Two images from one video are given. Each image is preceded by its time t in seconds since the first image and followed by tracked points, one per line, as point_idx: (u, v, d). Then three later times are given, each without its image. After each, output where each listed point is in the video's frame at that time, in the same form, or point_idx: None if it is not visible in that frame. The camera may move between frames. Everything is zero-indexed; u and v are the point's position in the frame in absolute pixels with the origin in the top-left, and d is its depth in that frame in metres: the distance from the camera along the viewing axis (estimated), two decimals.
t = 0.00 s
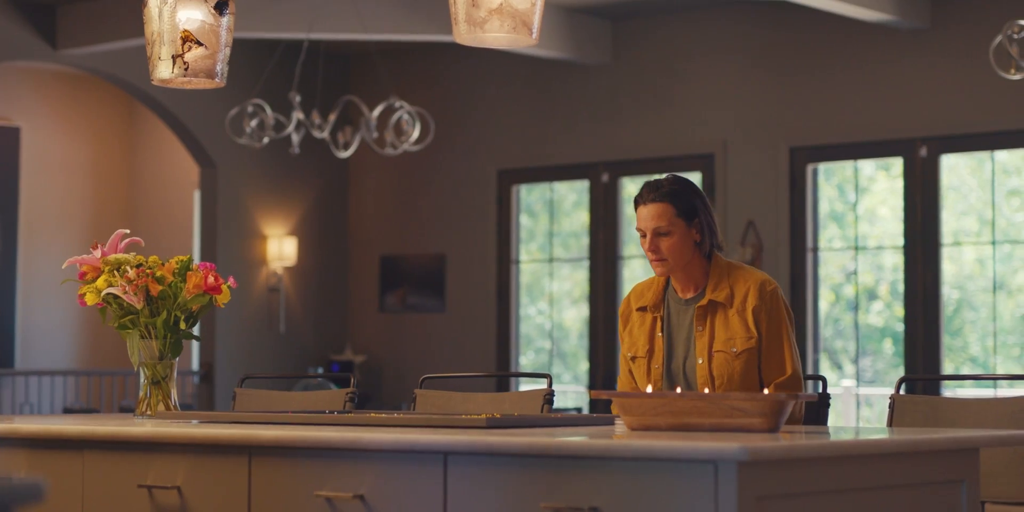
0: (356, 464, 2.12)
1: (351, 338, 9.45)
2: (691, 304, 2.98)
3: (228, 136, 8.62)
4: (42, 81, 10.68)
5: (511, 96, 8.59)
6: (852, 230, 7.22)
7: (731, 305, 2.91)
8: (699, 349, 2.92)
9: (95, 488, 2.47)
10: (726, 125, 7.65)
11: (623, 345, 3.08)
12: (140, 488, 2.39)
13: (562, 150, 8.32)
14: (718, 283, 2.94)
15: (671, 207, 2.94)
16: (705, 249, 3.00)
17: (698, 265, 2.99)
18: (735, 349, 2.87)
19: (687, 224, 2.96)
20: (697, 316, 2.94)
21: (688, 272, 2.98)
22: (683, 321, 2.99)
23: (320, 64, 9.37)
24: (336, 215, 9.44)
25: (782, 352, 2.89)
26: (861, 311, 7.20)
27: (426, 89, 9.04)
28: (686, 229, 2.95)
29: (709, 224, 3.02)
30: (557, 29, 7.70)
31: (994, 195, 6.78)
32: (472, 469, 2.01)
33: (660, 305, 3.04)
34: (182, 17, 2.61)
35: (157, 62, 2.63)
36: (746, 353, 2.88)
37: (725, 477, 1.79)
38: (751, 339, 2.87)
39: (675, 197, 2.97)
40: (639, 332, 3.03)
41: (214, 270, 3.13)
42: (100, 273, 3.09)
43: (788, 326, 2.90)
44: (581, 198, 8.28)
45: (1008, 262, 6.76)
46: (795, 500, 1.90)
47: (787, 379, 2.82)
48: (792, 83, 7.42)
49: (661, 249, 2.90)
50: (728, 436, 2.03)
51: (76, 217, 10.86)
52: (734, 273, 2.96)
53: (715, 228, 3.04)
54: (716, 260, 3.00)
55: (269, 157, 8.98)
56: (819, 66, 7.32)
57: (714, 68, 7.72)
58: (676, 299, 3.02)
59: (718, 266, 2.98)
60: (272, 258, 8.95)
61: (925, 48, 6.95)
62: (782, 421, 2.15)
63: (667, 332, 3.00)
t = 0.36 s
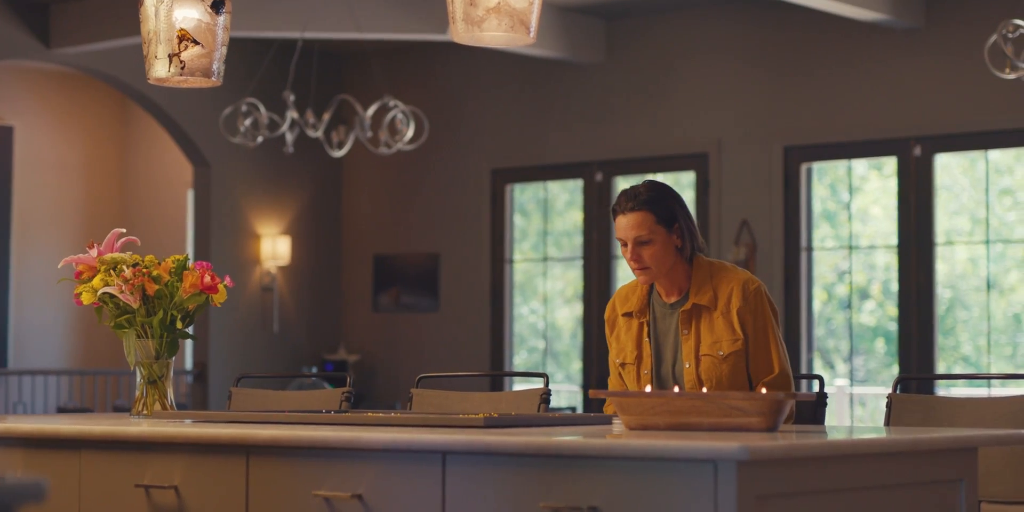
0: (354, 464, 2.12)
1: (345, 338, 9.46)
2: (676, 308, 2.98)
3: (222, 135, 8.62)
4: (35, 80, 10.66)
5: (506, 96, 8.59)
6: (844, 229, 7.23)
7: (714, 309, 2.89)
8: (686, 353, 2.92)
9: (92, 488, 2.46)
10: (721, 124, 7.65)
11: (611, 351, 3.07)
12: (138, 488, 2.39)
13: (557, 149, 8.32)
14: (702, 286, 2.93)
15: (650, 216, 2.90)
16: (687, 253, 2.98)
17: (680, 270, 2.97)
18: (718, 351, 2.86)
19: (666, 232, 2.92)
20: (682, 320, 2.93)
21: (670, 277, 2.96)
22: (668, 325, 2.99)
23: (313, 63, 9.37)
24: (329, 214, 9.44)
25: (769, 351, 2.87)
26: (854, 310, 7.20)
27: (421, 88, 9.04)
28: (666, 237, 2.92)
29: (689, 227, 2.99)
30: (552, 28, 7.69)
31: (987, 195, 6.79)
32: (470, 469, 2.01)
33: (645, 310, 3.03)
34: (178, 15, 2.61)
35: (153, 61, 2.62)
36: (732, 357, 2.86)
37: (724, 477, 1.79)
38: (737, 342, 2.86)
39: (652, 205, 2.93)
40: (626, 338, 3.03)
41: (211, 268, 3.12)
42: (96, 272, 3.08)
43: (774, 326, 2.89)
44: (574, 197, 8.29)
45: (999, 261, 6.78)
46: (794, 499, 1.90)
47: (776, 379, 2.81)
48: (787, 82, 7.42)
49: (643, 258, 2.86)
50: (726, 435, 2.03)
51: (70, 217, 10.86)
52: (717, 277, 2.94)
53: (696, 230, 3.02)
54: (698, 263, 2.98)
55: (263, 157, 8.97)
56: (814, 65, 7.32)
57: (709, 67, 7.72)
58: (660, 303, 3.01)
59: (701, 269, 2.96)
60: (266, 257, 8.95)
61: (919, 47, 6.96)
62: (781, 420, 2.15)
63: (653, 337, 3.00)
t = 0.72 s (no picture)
0: (351, 463, 2.12)
1: (336, 337, 9.45)
2: (669, 309, 2.97)
3: (214, 134, 8.62)
4: (27, 79, 10.65)
5: (498, 94, 8.58)
6: (834, 228, 7.25)
7: (706, 309, 2.88)
8: (678, 354, 2.91)
9: (87, 487, 2.46)
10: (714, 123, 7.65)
11: (604, 352, 3.07)
12: (133, 487, 2.38)
13: (549, 148, 8.31)
14: (695, 287, 2.91)
15: (640, 218, 2.92)
16: (679, 254, 2.98)
17: (672, 270, 2.97)
18: (714, 351, 2.86)
19: (657, 232, 2.94)
20: (675, 320, 2.92)
21: (662, 276, 2.97)
22: (661, 326, 2.99)
23: (305, 62, 9.36)
24: (321, 213, 9.43)
25: (762, 351, 2.88)
26: (844, 309, 7.22)
27: (413, 87, 9.04)
28: (656, 237, 2.93)
29: (680, 226, 3.00)
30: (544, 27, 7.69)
31: (977, 194, 6.81)
32: (467, 469, 2.01)
33: (638, 311, 3.03)
34: (173, 14, 2.61)
35: (148, 59, 2.62)
36: (725, 357, 2.86)
37: (723, 476, 1.79)
38: (729, 342, 2.85)
39: (642, 205, 2.94)
40: (621, 341, 3.03)
41: (205, 267, 3.11)
42: (91, 271, 3.07)
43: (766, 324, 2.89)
44: (564, 196, 8.30)
45: (989, 260, 6.79)
46: (793, 499, 1.90)
47: (769, 378, 2.81)
48: (781, 81, 7.42)
49: (633, 260, 2.89)
50: (722, 435, 2.03)
51: (61, 216, 10.84)
52: (710, 276, 2.93)
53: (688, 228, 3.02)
54: (690, 262, 2.99)
55: (255, 155, 8.96)
56: (807, 64, 7.33)
57: (703, 66, 7.71)
58: (653, 304, 3.01)
59: (693, 268, 2.96)
60: (258, 256, 8.94)
61: (912, 46, 6.96)
62: (778, 418, 2.15)
63: (647, 338, 3.00)
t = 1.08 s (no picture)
0: (347, 463, 2.11)
1: (327, 337, 9.43)
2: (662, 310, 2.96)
3: (204, 133, 8.61)
4: (16, 78, 10.62)
5: (489, 93, 8.57)
6: (822, 227, 7.26)
7: (699, 310, 2.89)
8: (671, 355, 2.91)
9: (81, 487, 2.45)
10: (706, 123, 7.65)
11: (597, 353, 3.07)
12: (128, 487, 2.38)
13: (541, 148, 8.31)
14: (688, 286, 2.92)
15: (630, 218, 2.93)
16: (670, 255, 2.97)
17: (664, 271, 2.97)
18: (706, 352, 2.85)
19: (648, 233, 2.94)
20: (668, 322, 2.92)
21: (654, 277, 2.96)
22: (654, 328, 2.98)
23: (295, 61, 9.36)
24: (312, 212, 9.42)
25: (754, 351, 2.87)
26: (832, 308, 7.24)
27: (403, 86, 9.03)
28: (647, 238, 2.93)
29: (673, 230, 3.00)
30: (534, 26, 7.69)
31: (965, 193, 6.82)
32: (463, 468, 2.00)
33: (631, 312, 3.03)
34: (167, 12, 2.58)
35: (141, 58, 2.60)
36: (718, 359, 2.85)
37: (721, 476, 1.78)
38: (722, 344, 2.85)
39: (632, 206, 2.95)
40: (612, 342, 3.03)
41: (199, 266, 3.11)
42: (84, 270, 3.06)
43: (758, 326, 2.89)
44: (553, 195, 8.31)
45: (977, 260, 6.80)
46: (790, 498, 1.90)
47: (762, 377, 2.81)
48: (772, 80, 7.42)
49: (622, 260, 2.88)
50: (718, 435, 2.03)
51: (50, 216, 10.82)
52: (703, 277, 2.93)
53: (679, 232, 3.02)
54: (683, 264, 2.98)
55: (245, 155, 8.95)
56: (798, 64, 7.33)
57: (695, 66, 7.71)
58: (646, 305, 3.01)
59: (686, 270, 2.96)
60: (247, 255, 8.94)
61: (903, 46, 6.97)
62: (774, 417, 2.15)
63: (639, 339, 3.00)
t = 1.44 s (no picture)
0: (345, 463, 2.11)
1: (318, 336, 9.42)
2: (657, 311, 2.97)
3: (197, 133, 8.61)
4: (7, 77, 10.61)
5: (482, 93, 8.57)
6: (812, 227, 7.27)
7: (695, 311, 2.88)
8: (667, 356, 2.91)
9: (76, 487, 2.45)
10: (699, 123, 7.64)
11: (592, 353, 3.07)
12: (124, 486, 2.37)
13: (533, 147, 8.31)
14: (682, 287, 2.91)
15: (622, 216, 2.93)
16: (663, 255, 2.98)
17: (658, 271, 2.97)
18: (704, 352, 2.85)
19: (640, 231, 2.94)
20: (663, 323, 2.92)
21: (648, 277, 2.96)
22: (650, 328, 2.99)
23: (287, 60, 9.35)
24: (303, 212, 9.41)
25: (751, 351, 2.88)
26: (822, 308, 7.25)
27: (395, 86, 9.02)
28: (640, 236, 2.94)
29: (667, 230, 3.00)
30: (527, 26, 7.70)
31: (954, 193, 6.84)
32: (461, 468, 2.00)
33: (627, 312, 3.03)
34: (161, 12, 2.57)
35: (136, 58, 2.59)
36: (714, 359, 2.85)
37: (720, 476, 1.79)
38: (718, 344, 2.85)
39: (625, 204, 2.96)
40: (608, 342, 3.04)
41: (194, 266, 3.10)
42: (78, 270, 3.05)
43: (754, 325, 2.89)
44: (543, 195, 8.32)
45: (967, 259, 6.82)
46: (788, 498, 1.90)
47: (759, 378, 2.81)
48: (766, 80, 7.42)
49: (612, 259, 2.89)
50: (716, 434, 2.02)
51: (41, 215, 10.81)
52: (698, 276, 2.92)
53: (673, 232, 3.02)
54: (677, 264, 2.98)
55: (236, 154, 8.94)
56: (790, 64, 7.34)
57: (688, 65, 7.71)
58: (641, 306, 3.01)
59: (680, 270, 2.96)
60: (239, 255, 8.92)
61: (895, 46, 6.98)
62: (773, 417, 2.15)
63: (636, 339, 3.01)
